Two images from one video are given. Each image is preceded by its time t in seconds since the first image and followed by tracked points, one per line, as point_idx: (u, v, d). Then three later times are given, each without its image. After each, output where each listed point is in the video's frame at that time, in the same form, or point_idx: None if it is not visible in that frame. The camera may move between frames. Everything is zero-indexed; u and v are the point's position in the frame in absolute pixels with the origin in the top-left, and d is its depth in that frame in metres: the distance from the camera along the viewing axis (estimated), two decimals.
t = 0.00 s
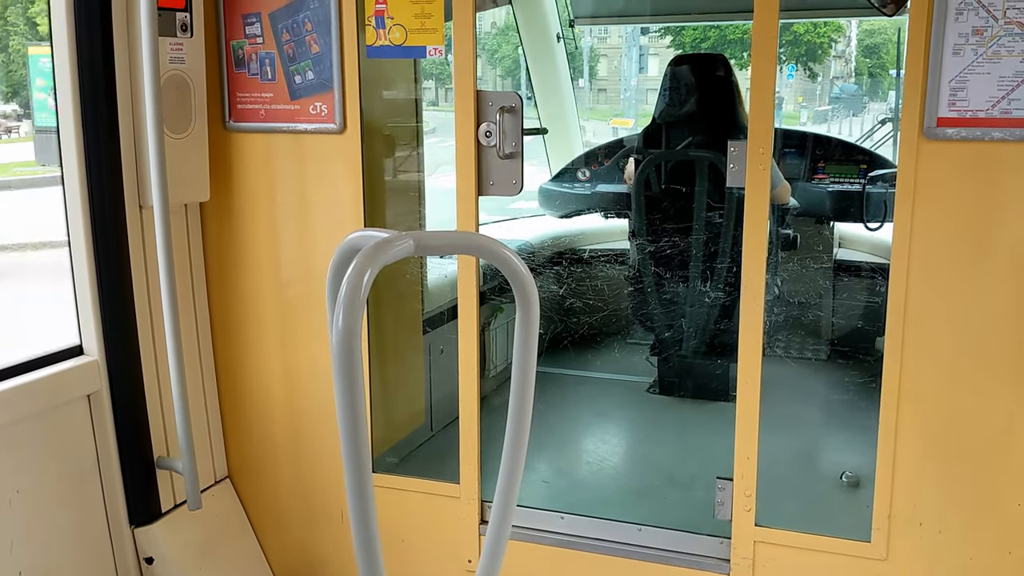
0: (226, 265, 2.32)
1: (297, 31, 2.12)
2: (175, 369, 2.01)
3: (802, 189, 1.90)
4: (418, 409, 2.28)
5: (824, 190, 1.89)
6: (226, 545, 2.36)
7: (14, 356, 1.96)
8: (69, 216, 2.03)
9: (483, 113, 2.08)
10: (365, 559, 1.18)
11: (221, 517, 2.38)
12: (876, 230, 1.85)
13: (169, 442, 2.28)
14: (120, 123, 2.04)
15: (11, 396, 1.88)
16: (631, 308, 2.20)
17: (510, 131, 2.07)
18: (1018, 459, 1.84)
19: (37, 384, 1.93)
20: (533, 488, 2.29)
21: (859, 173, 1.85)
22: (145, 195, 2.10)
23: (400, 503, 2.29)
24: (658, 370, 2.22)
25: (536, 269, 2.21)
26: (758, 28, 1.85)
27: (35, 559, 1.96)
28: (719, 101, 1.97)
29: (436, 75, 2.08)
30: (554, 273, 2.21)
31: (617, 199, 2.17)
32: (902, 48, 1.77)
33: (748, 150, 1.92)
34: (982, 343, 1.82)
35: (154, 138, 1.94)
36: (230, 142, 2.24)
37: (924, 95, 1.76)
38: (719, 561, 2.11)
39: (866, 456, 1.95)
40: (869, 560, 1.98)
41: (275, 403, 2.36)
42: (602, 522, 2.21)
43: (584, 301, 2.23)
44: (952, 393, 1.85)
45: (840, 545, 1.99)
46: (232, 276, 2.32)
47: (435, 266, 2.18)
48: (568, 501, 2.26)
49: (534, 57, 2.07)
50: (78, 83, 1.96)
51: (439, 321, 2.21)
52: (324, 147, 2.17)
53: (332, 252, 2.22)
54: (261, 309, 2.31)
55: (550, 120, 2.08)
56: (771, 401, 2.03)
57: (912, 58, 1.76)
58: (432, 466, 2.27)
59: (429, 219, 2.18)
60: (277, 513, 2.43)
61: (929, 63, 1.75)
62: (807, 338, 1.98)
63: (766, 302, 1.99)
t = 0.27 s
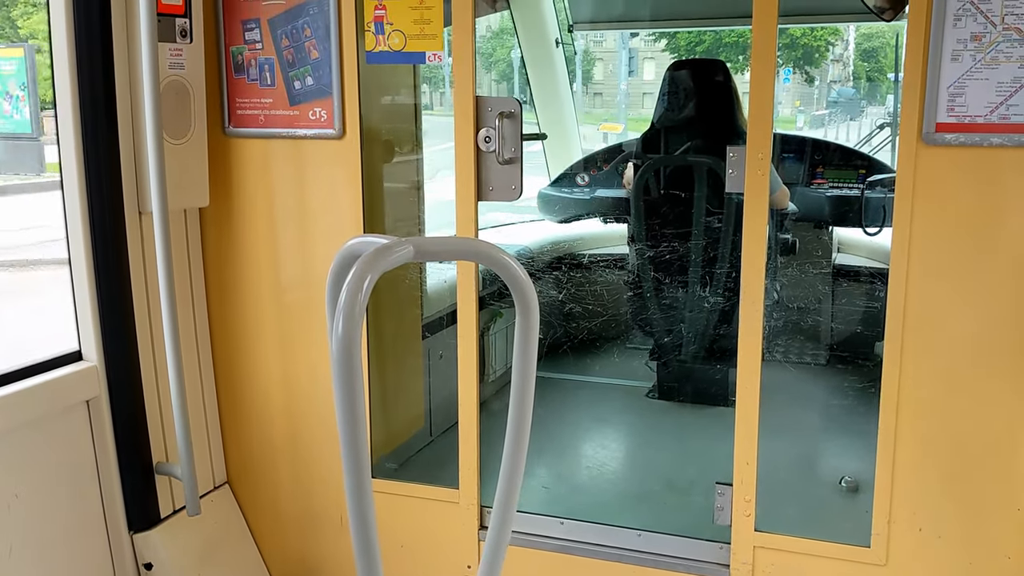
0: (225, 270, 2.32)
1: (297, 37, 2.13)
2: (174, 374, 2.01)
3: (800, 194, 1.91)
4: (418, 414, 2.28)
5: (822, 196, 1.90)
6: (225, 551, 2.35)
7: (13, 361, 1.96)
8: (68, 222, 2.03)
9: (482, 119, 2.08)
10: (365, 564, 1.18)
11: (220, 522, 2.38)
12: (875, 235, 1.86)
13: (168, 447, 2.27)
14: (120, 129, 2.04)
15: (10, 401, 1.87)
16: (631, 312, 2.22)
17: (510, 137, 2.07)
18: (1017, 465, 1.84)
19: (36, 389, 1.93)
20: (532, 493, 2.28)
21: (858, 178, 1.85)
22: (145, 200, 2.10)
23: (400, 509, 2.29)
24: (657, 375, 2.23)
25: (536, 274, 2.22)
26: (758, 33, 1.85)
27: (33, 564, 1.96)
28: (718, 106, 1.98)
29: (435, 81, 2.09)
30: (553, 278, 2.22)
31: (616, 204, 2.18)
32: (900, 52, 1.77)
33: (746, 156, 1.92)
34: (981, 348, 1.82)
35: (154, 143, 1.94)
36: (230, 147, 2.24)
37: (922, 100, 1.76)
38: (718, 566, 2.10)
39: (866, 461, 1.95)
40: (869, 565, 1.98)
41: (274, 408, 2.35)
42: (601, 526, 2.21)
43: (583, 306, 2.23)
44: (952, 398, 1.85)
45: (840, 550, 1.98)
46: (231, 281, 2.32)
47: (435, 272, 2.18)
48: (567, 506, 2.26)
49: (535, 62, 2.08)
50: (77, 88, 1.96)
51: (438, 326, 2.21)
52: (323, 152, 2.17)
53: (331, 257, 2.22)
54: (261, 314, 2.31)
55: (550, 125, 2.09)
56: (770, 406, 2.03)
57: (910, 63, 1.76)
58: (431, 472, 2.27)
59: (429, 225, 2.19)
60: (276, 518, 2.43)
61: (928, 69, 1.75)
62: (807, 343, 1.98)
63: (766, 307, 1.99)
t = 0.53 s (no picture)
0: (224, 274, 2.32)
1: (296, 41, 2.13)
2: (173, 377, 2.01)
3: (798, 198, 1.91)
4: (417, 418, 2.28)
5: (821, 199, 1.90)
6: (224, 554, 2.35)
7: (11, 364, 1.96)
8: (67, 225, 2.04)
9: (481, 123, 2.08)
10: (363, 567, 1.18)
11: (219, 526, 2.37)
12: (873, 239, 1.86)
13: (167, 450, 2.27)
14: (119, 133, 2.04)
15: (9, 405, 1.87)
16: (630, 316, 2.21)
17: (508, 140, 2.08)
18: (1016, 468, 1.84)
19: (35, 393, 1.93)
20: (532, 497, 2.28)
21: (856, 182, 1.86)
22: (145, 204, 2.11)
23: (399, 512, 2.29)
24: (657, 378, 2.24)
25: (535, 278, 2.22)
26: (756, 29, 1.85)
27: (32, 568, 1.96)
28: (716, 109, 1.98)
29: (434, 84, 2.09)
30: (552, 282, 2.22)
31: (615, 207, 2.17)
32: (899, 55, 1.77)
33: (745, 160, 1.92)
34: (980, 351, 1.82)
35: (153, 147, 1.94)
36: (229, 151, 2.24)
37: (921, 103, 1.77)
38: (718, 569, 2.10)
39: (865, 465, 1.96)
40: (868, 568, 1.98)
41: (274, 411, 2.35)
42: (601, 530, 2.20)
43: (582, 310, 2.23)
44: (951, 402, 1.85)
45: (839, 553, 1.99)
46: (230, 284, 2.32)
47: (434, 275, 2.18)
48: (567, 509, 2.26)
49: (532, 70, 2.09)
50: (77, 92, 1.96)
51: (437, 330, 2.21)
52: (322, 156, 2.17)
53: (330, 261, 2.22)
54: (260, 318, 2.31)
55: (549, 129, 2.09)
56: (769, 409, 2.03)
57: (908, 67, 1.77)
58: (430, 475, 2.27)
59: (428, 229, 2.19)
60: (276, 521, 2.43)
61: (926, 73, 1.75)
62: (805, 346, 1.99)
63: (765, 310, 1.99)
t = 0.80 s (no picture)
0: (224, 275, 2.32)
1: (296, 42, 2.13)
2: (173, 379, 2.01)
3: (798, 200, 1.91)
4: (416, 420, 2.28)
5: (822, 201, 1.90)
6: (224, 556, 2.35)
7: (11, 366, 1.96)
8: (67, 226, 2.03)
9: (481, 125, 2.10)
10: (363, 568, 1.17)
11: (219, 528, 2.37)
12: (874, 241, 1.86)
13: (167, 452, 2.27)
14: (120, 134, 2.05)
15: (8, 407, 1.87)
16: (630, 318, 2.19)
17: (508, 142, 2.09)
18: (1015, 471, 1.84)
19: (34, 395, 1.93)
20: (531, 499, 2.28)
21: (856, 184, 1.86)
22: (144, 205, 2.11)
23: (399, 514, 2.29)
24: (657, 380, 2.22)
25: (535, 280, 2.21)
26: (756, 33, 1.86)
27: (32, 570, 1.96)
28: (717, 111, 1.98)
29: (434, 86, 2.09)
30: (552, 283, 2.21)
31: (615, 209, 2.15)
32: (898, 58, 1.77)
33: (745, 162, 1.93)
34: (980, 353, 1.82)
35: (153, 148, 1.94)
36: (229, 153, 2.24)
37: (921, 106, 1.77)
38: (718, 571, 2.10)
39: (865, 467, 1.96)
40: (867, 570, 1.98)
41: (273, 413, 2.35)
42: (600, 532, 2.21)
43: (582, 311, 2.22)
44: (950, 404, 1.86)
45: (839, 555, 1.99)
46: (230, 286, 2.32)
47: (434, 277, 2.18)
48: (566, 511, 2.26)
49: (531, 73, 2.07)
50: (77, 94, 1.96)
51: (437, 332, 2.21)
52: (322, 157, 2.17)
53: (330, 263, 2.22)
54: (259, 320, 2.31)
55: (548, 131, 2.09)
56: (769, 411, 2.03)
57: (908, 68, 1.77)
58: (430, 477, 2.27)
59: (428, 231, 2.18)
60: (275, 523, 2.43)
61: (926, 75, 1.75)
62: (805, 349, 1.99)
63: (764, 313, 1.99)
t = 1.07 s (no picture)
0: (224, 276, 2.32)
1: (296, 43, 2.13)
2: (173, 380, 2.01)
3: (798, 201, 1.92)
4: (416, 421, 2.28)
5: (821, 203, 1.91)
6: (224, 557, 2.35)
7: (10, 367, 1.96)
8: (67, 227, 2.04)
9: (481, 125, 2.09)
10: (362, 569, 1.17)
11: (219, 528, 2.37)
12: (873, 242, 1.86)
13: (167, 453, 2.27)
14: (120, 135, 2.05)
15: (8, 407, 1.87)
16: (630, 319, 2.20)
17: (508, 143, 2.09)
18: (1015, 471, 1.84)
19: (34, 395, 1.93)
20: (531, 499, 2.28)
21: (855, 185, 1.86)
22: (144, 206, 2.11)
23: (398, 515, 2.28)
24: (656, 381, 2.23)
25: (534, 281, 2.21)
26: (757, 33, 1.86)
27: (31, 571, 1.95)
28: (716, 113, 1.98)
29: (435, 87, 2.09)
30: (552, 284, 2.21)
31: (615, 211, 2.16)
32: (898, 58, 1.78)
33: (745, 162, 1.92)
34: (980, 354, 1.82)
35: (153, 149, 1.94)
36: (229, 154, 2.24)
37: (921, 106, 1.77)
38: (718, 572, 2.10)
39: (865, 468, 1.95)
40: (867, 571, 1.97)
41: (273, 414, 2.35)
42: (600, 532, 2.21)
43: (582, 312, 2.22)
44: (951, 405, 1.85)
45: (838, 556, 1.99)
46: (231, 288, 2.32)
47: (434, 277, 2.18)
48: (566, 512, 2.26)
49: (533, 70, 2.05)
50: (77, 95, 1.96)
51: (437, 333, 2.21)
52: (322, 158, 2.17)
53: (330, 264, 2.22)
54: (259, 321, 2.31)
55: (548, 132, 2.09)
56: (769, 412, 2.03)
57: (908, 69, 1.77)
58: (430, 478, 2.26)
59: (428, 232, 2.18)
60: (274, 523, 2.43)
61: (926, 75, 1.76)
62: (805, 350, 1.99)
63: (764, 314, 1.99)
